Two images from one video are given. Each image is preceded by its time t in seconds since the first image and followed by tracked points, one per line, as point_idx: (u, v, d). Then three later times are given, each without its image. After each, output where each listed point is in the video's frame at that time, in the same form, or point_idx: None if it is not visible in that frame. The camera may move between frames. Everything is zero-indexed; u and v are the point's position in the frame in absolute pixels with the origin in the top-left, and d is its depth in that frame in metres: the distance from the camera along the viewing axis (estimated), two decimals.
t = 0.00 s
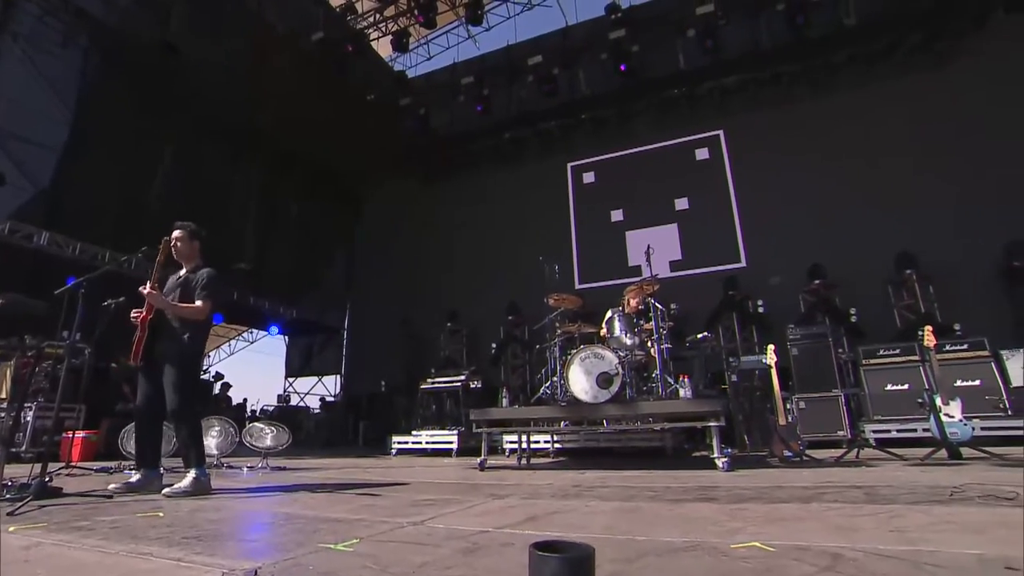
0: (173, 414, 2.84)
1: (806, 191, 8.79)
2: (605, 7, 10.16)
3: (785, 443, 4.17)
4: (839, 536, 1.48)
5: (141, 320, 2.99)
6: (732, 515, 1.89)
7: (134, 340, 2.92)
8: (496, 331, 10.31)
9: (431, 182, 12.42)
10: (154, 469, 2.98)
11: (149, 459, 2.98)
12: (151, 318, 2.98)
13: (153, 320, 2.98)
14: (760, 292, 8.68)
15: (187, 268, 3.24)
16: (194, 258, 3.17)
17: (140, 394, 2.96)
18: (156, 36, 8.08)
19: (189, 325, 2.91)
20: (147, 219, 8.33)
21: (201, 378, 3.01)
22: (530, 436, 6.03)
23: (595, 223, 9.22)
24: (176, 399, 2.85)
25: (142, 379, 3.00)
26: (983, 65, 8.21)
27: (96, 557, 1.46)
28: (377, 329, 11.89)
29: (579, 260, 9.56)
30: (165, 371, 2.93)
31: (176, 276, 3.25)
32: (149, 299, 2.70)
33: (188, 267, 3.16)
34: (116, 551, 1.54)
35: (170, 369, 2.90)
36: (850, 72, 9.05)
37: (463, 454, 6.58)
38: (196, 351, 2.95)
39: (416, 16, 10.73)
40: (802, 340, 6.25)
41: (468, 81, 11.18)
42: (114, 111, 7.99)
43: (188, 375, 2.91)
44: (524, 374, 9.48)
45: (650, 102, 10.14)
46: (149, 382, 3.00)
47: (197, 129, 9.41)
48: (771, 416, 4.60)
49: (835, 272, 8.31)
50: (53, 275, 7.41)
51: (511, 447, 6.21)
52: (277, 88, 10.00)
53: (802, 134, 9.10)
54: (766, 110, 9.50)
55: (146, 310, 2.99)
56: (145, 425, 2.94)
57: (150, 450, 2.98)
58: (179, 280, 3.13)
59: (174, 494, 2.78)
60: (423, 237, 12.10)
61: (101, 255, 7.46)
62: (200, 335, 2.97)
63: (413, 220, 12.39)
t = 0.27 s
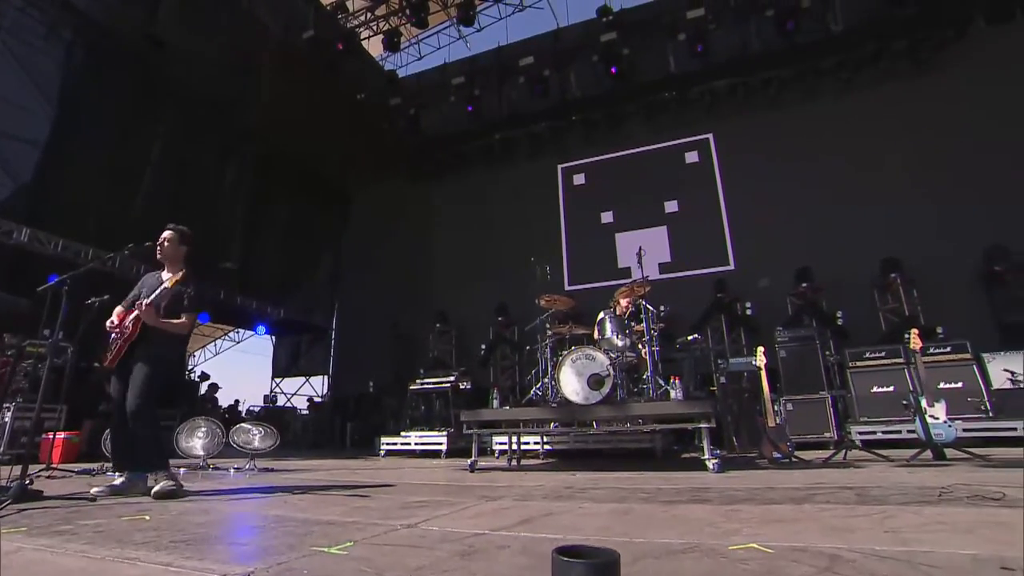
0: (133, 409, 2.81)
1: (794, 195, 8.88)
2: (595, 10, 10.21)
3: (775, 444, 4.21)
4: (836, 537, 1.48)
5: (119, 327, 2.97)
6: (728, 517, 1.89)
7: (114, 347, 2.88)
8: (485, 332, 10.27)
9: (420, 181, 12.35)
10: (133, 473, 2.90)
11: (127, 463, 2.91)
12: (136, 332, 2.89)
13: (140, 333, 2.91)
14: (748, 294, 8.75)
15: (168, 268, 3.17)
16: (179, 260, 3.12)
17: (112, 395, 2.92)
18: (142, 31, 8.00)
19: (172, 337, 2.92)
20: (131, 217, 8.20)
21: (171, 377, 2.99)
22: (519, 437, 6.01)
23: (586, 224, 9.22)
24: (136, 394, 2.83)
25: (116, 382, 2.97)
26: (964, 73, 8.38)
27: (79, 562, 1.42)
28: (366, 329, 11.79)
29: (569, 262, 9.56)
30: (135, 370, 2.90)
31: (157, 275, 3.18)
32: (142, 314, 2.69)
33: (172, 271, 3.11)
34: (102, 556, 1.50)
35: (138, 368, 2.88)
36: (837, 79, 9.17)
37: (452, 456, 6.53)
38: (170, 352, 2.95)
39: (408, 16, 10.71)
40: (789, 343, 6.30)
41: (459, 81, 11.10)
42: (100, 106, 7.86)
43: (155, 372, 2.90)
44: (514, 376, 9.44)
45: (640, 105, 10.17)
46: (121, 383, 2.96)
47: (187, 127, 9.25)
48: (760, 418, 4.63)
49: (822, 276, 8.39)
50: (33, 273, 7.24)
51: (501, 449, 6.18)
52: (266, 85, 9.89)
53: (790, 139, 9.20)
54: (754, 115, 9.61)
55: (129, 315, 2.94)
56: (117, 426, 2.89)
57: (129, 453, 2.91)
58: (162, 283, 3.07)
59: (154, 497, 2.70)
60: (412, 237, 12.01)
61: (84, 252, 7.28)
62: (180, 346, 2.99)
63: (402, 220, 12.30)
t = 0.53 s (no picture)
0: (114, 406, 2.79)
1: (785, 198, 8.94)
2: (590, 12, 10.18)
3: (768, 446, 4.27)
4: (836, 536, 1.50)
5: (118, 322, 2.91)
6: (729, 518, 1.89)
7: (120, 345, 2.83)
8: (478, 333, 10.22)
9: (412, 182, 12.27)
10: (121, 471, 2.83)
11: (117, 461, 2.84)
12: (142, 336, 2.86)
13: (145, 335, 2.88)
14: (739, 295, 8.81)
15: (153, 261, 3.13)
16: (166, 253, 3.08)
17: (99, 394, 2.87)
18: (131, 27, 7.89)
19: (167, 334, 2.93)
20: (117, 215, 8.07)
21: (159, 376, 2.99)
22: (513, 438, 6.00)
23: (578, 225, 9.20)
24: (122, 390, 2.82)
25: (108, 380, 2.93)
26: (952, 80, 8.49)
27: (71, 568, 1.38)
28: (357, 330, 11.69)
29: (562, 264, 9.54)
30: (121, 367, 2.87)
31: (141, 268, 3.12)
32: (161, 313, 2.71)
33: (160, 265, 3.08)
34: (95, 561, 1.46)
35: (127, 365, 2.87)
36: (828, 84, 9.24)
37: (445, 457, 6.50)
38: (161, 350, 2.96)
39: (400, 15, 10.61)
40: (781, 345, 6.33)
41: (453, 82, 10.86)
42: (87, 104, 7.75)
43: (143, 369, 2.89)
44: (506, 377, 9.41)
45: (633, 108, 10.17)
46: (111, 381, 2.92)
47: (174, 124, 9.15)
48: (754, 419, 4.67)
49: (813, 278, 8.46)
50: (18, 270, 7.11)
51: (494, 449, 6.16)
52: (255, 83, 9.80)
53: (781, 143, 9.29)
54: (746, 119, 9.66)
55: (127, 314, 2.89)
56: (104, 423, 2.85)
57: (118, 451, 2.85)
58: (150, 278, 3.04)
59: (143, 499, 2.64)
60: (404, 237, 11.93)
61: (70, 249, 7.14)
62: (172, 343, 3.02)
63: (393, 220, 12.21)
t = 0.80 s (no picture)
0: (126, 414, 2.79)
1: (784, 200, 8.96)
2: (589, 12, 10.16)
3: (771, 447, 4.25)
4: (855, 537, 1.48)
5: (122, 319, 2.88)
6: (743, 519, 1.87)
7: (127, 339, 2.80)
8: (476, 333, 10.18)
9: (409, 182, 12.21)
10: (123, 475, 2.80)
11: (119, 466, 2.82)
12: (151, 329, 2.83)
13: (154, 330, 2.85)
14: (738, 296, 8.82)
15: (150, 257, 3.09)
16: (162, 247, 3.04)
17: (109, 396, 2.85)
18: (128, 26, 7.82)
19: (173, 325, 2.89)
20: (114, 214, 7.99)
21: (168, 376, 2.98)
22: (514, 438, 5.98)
23: (578, 226, 9.19)
24: (136, 393, 2.82)
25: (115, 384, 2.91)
26: (950, 82, 8.53)
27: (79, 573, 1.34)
28: (354, 330, 11.63)
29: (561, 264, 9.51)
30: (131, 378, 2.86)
31: (138, 265, 3.09)
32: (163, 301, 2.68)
33: (157, 259, 3.04)
34: (101, 566, 1.43)
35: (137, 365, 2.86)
36: (826, 87, 9.27)
37: (445, 458, 6.47)
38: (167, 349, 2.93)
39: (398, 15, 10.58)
40: (781, 346, 6.33)
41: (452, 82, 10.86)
42: (83, 102, 7.68)
43: (154, 370, 2.88)
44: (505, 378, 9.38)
45: (631, 108, 10.16)
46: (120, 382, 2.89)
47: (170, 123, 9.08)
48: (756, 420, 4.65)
49: (812, 279, 8.47)
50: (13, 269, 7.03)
51: (494, 450, 6.13)
52: (253, 82, 9.74)
53: (780, 144, 9.31)
54: (744, 120, 9.68)
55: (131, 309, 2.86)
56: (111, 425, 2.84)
57: (122, 454, 2.84)
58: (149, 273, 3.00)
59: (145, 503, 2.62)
60: (401, 237, 11.87)
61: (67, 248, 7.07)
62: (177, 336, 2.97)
63: (390, 220, 12.14)
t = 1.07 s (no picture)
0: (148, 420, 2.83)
1: (788, 200, 8.94)
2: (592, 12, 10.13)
3: (782, 447, 4.22)
4: (889, 540, 1.46)
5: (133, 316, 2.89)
6: (768, 521, 1.84)
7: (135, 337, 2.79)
8: (479, 333, 10.11)
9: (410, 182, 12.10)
10: (134, 475, 2.83)
11: (127, 465, 2.85)
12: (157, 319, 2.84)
13: (157, 319, 2.87)
14: (742, 297, 8.79)
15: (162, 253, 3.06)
16: (173, 243, 3.00)
17: (122, 397, 2.86)
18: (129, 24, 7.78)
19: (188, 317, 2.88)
20: (114, 213, 7.94)
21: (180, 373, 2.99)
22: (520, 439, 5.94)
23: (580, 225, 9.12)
24: (153, 392, 2.84)
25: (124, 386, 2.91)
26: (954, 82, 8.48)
27: None
28: (356, 330, 11.56)
29: (565, 264, 9.46)
30: (144, 390, 2.88)
31: (152, 263, 3.09)
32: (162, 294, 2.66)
33: (167, 254, 3.00)
34: (121, 569, 1.40)
35: (150, 364, 2.87)
36: (829, 88, 9.26)
37: (450, 458, 6.44)
38: (181, 344, 2.95)
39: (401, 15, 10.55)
40: (787, 346, 6.31)
41: (454, 81, 10.79)
42: (84, 100, 7.63)
43: (169, 369, 2.90)
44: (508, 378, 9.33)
45: (633, 108, 10.11)
46: (132, 381, 2.90)
47: (170, 122, 9.04)
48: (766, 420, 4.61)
49: (817, 280, 8.43)
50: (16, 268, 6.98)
51: (500, 450, 6.10)
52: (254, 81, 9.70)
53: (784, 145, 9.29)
54: (747, 121, 9.66)
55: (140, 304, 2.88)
56: (124, 424, 2.86)
57: (131, 454, 2.87)
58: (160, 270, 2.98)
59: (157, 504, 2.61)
60: (402, 237, 11.78)
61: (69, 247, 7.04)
62: (192, 323, 3.00)
63: (391, 220, 12.07)
